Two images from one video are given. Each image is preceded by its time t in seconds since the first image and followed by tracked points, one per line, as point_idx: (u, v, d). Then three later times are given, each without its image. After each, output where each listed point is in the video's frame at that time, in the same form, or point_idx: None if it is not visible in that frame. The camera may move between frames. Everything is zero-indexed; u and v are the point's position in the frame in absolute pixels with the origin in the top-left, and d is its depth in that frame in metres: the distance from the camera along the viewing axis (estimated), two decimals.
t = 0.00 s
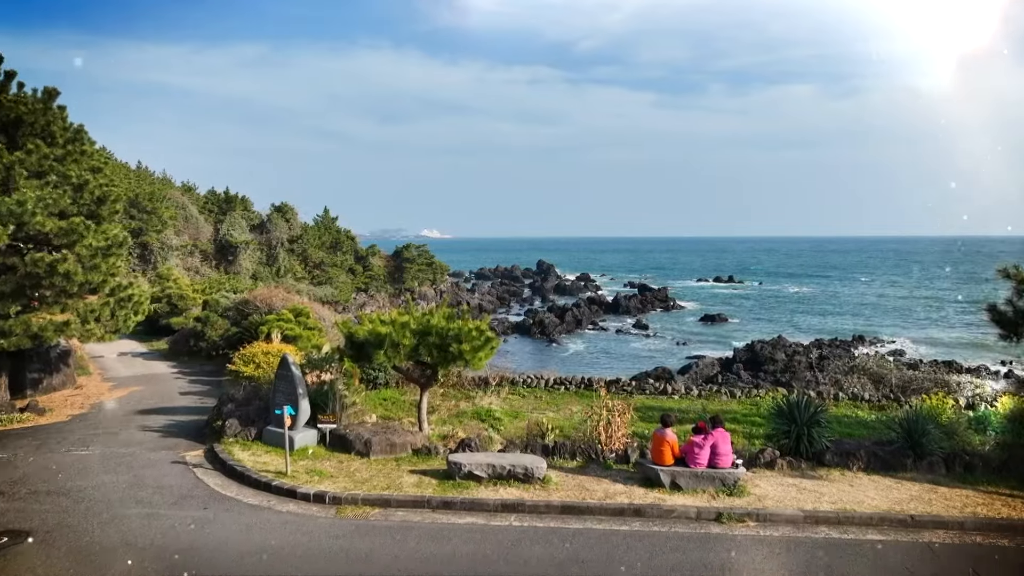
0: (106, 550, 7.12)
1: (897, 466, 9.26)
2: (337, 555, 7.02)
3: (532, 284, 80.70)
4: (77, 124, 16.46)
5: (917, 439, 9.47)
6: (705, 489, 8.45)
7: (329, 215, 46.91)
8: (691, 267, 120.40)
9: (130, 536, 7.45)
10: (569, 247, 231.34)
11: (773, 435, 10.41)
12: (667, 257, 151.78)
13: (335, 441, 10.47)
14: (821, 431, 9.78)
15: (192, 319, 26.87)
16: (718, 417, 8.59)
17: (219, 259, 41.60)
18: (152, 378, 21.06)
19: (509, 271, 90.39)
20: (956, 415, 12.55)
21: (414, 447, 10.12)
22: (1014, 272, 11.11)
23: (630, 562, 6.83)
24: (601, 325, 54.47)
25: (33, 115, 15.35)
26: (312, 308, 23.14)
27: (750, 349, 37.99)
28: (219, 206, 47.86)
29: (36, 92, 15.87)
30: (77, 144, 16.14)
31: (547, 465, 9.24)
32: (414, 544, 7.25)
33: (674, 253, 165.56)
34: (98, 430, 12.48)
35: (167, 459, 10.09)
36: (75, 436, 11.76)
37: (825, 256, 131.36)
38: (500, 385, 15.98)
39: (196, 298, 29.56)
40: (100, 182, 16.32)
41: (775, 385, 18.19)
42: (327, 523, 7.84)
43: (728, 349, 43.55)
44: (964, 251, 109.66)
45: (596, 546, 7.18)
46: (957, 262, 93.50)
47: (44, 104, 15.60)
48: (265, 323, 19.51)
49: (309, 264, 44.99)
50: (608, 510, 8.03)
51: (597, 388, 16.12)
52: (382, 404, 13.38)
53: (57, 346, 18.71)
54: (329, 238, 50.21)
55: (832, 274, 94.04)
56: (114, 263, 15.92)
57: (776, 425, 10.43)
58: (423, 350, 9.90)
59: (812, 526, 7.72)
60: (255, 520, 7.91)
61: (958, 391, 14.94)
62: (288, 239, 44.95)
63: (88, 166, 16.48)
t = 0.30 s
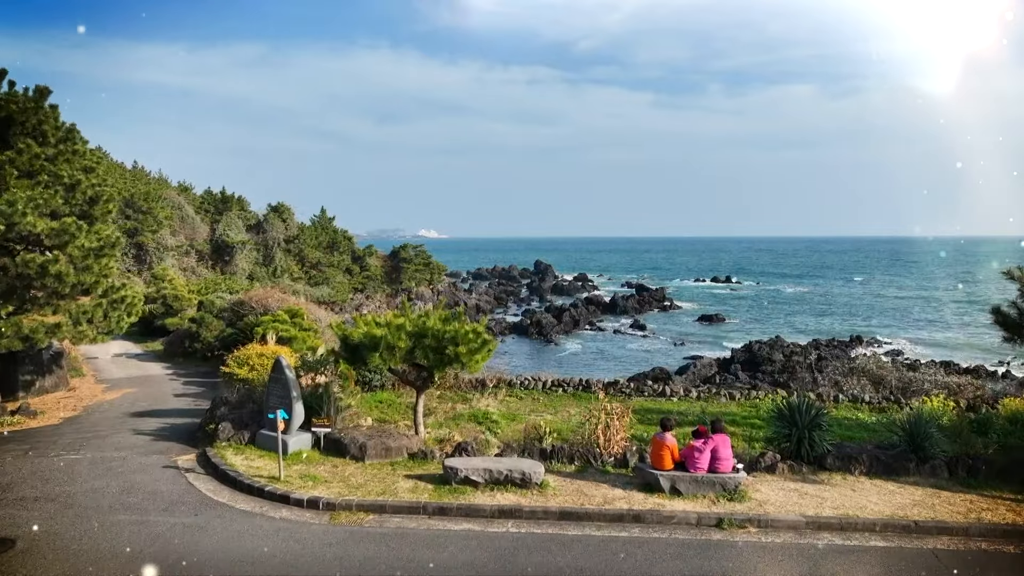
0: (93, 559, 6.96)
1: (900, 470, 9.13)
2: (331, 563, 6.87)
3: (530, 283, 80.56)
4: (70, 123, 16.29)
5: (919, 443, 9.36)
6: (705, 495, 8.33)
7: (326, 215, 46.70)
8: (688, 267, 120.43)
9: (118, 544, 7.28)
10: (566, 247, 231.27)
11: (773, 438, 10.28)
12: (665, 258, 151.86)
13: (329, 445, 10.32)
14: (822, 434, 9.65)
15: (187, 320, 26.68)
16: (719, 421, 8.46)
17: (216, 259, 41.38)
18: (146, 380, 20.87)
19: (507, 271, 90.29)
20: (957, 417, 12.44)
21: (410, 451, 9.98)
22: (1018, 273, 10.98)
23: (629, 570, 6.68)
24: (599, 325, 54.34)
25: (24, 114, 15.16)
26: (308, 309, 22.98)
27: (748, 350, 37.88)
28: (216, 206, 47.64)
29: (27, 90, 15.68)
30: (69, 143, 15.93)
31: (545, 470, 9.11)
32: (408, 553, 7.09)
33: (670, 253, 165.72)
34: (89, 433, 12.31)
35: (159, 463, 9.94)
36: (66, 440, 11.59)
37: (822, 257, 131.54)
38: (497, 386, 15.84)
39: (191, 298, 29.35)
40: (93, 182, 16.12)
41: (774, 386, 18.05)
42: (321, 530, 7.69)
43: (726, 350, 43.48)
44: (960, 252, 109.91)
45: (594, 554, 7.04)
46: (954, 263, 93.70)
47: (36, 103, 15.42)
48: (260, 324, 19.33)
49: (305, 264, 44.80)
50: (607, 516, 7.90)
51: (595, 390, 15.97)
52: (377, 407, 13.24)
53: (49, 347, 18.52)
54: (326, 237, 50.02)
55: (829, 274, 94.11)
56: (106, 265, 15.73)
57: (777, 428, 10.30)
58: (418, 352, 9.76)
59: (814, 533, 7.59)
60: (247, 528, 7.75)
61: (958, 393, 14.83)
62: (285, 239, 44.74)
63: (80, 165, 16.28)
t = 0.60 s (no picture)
0: (80, 568, 6.79)
1: (903, 474, 9.00)
2: (324, 571, 6.72)
3: (527, 284, 80.40)
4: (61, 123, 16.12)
5: (922, 447, 9.24)
6: (707, 500, 8.19)
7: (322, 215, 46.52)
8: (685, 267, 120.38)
9: (106, 553, 7.11)
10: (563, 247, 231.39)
11: (774, 442, 10.15)
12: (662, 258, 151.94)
13: (324, 449, 10.16)
14: (824, 438, 9.52)
15: (182, 322, 26.45)
16: (721, 425, 8.30)
17: (212, 259, 41.16)
18: (140, 382, 20.65)
19: (504, 272, 90.16)
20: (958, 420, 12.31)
21: (406, 456, 9.82)
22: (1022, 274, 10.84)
23: None
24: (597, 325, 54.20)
25: (14, 113, 14.98)
26: (303, 310, 22.79)
27: (746, 350, 37.77)
28: (212, 206, 47.42)
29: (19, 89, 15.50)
30: (61, 143, 15.76)
31: (543, 475, 8.95)
32: (403, 561, 6.93)
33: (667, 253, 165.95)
34: (80, 437, 12.10)
35: (150, 468, 9.76)
36: (55, 444, 11.38)
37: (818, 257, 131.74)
38: (495, 389, 15.68)
39: (186, 299, 29.12)
40: (84, 181, 15.93)
41: (773, 388, 17.93)
42: (314, 537, 7.53)
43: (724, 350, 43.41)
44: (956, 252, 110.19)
45: (594, 562, 6.89)
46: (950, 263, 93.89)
47: (26, 101, 15.23)
48: (255, 326, 19.15)
49: (302, 265, 44.59)
50: (606, 523, 7.75)
51: (594, 392, 15.83)
52: (373, 410, 13.08)
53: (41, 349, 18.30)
54: (322, 237, 49.85)
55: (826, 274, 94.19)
56: (99, 265, 15.54)
57: (778, 431, 10.16)
58: (414, 355, 9.61)
59: (817, 539, 7.46)
60: (239, 535, 7.58)
61: (959, 394, 14.70)
62: (281, 239, 44.51)
63: (72, 165, 16.09)
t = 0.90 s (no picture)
0: None
1: (907, 480, 8.85)
2: None
3: (524, 284, 80.23)
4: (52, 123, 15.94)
5: (927, 451, 9.09)
6: (709, 507, 8.03)
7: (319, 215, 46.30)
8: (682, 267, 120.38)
9: (94, 563, 6.93)
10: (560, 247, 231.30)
11: (777, 446, 10.00)
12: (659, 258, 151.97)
13: (319, 454, 9.98)
14: (827, 442, 9.38)
15: (177, 323, 26.24)
16: (724, 430, 8.15)
17: (208, 259, 40.88)
18: (134, 384, 20.42)
19: (501, 272, 90.07)
20: (961, 423, 12.18)
21: (402, 461, 9.65)
22: None
23: None
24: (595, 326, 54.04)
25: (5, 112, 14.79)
26: (299, 311, 22.59)
27: (744, 350, 37.63)
28: (207, 206, 47.16)
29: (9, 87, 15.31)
30: (53, 142, 15.57)
31: (542, 481, 8.79)
32: (400, 570, 6.76)
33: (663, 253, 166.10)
34: (71, 442, 11.90)
35: (141, 474, 9.57)
36: (45, 449, 11.18)
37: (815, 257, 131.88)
38: (492, 391, 15.51)
39: (182, 300, 28.91)
40: (77, 181, 15.72)
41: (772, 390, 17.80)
42: (308, 546, 7.35)
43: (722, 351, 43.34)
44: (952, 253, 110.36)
45: (594, 571, 6.74)
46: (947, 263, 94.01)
47: (17, 100, 15.04)
48: (250, 327, 18.96)
49: (298, 265, 44.37)
50: (607, 530, 7.59)
51: (592, 395, 15.67)
52: (369, 413, 12.91)
53: (33, 351, 18.08)
54: (319, 238, 49.64)
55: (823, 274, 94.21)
56: (91, 267, 15.34)
57: (780, 435, 10.02)
58: (411, 358, 9.42)
59: (822, 547, 7.31)
60: (231, 544, 7.41)
61: (961, 396, 14.56)
62: (277, 239, 44.29)
63: (64, 165, 15.88)
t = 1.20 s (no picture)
0: None
1: (913, 486, 8.71)
2: None
3: (522, 284, 80.08)
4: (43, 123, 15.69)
5: (933, 457, 8.95)
6: (712, 514, 7.87)
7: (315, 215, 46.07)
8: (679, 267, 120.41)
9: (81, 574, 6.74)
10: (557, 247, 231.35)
11: (780, 450, 9.85)
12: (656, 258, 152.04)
13: (314, 460, 9.80)
14: (831, 447, 9.22)
15: (171, 325, 26.02)
16: (727, 436, 7.99)
17: (203, 260, 40.55)
18: (128, 387, 20.20)
19: (499, 272, 89.90)
20: (964, 427, 12.05)
21: (399, 467, 9.48)
22: None
23: None
24: (592, 326, 53.89)
25: None
26: (295, 313, 22.37)
27: (741, 351, 37.48)
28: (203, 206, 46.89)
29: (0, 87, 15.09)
30: (44, 142, 15.35)
31: (541, 488, 8.61)
32: None
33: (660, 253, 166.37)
34: (61, 447, 11.68)
35: (132, 481, 9.38)
36: (35, 455, 10.96)
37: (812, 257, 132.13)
38: (490, 394, 15.34)
39: (177, 301, 28.70)
40: (68, 182, 15.49)
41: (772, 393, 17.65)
42: (302, 556, 7.17)
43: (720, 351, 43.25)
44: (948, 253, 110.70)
45: None
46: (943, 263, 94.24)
47: (7, 99, 14.80)
48: (245, 329, 18.77)
49: (295, 265, 44.16)
50: (608, 540, 7.42)
51: (591, 397, 15.51)
52: (365, 417, 12.73)
53: (25, 353, 17.83)
54: (315, 238, 49.41)
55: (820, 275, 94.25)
56: (83, 268, 15.11)
57: (783, 440, 9.87)
58: (407, 363, 9.23)
59: (828, 556, 7.15)
60: (223, 554, 7.23)
61: (963, 399, 14.43)
62: (274, 240, 44.06)
63: (55, 165, 15.65)
